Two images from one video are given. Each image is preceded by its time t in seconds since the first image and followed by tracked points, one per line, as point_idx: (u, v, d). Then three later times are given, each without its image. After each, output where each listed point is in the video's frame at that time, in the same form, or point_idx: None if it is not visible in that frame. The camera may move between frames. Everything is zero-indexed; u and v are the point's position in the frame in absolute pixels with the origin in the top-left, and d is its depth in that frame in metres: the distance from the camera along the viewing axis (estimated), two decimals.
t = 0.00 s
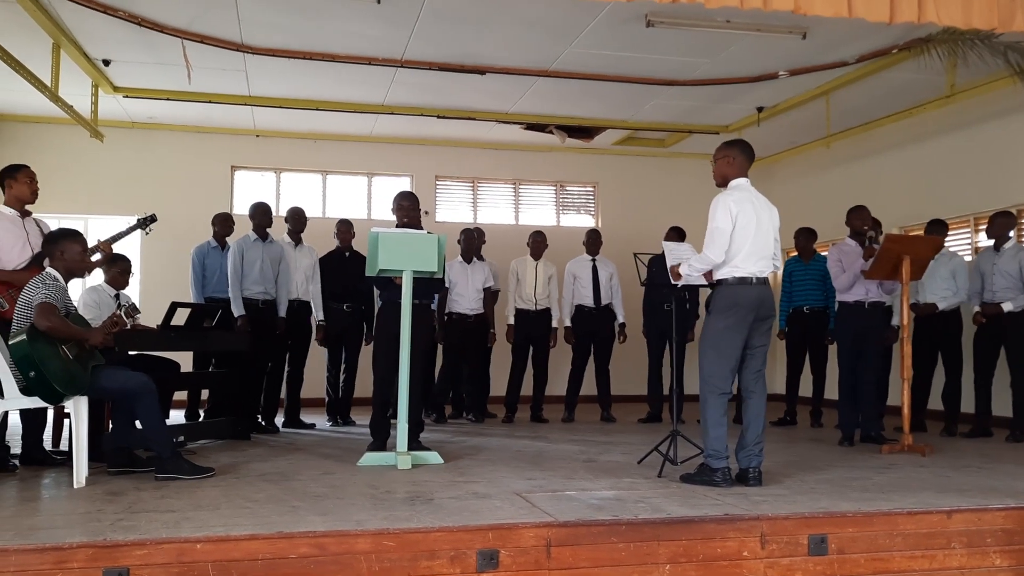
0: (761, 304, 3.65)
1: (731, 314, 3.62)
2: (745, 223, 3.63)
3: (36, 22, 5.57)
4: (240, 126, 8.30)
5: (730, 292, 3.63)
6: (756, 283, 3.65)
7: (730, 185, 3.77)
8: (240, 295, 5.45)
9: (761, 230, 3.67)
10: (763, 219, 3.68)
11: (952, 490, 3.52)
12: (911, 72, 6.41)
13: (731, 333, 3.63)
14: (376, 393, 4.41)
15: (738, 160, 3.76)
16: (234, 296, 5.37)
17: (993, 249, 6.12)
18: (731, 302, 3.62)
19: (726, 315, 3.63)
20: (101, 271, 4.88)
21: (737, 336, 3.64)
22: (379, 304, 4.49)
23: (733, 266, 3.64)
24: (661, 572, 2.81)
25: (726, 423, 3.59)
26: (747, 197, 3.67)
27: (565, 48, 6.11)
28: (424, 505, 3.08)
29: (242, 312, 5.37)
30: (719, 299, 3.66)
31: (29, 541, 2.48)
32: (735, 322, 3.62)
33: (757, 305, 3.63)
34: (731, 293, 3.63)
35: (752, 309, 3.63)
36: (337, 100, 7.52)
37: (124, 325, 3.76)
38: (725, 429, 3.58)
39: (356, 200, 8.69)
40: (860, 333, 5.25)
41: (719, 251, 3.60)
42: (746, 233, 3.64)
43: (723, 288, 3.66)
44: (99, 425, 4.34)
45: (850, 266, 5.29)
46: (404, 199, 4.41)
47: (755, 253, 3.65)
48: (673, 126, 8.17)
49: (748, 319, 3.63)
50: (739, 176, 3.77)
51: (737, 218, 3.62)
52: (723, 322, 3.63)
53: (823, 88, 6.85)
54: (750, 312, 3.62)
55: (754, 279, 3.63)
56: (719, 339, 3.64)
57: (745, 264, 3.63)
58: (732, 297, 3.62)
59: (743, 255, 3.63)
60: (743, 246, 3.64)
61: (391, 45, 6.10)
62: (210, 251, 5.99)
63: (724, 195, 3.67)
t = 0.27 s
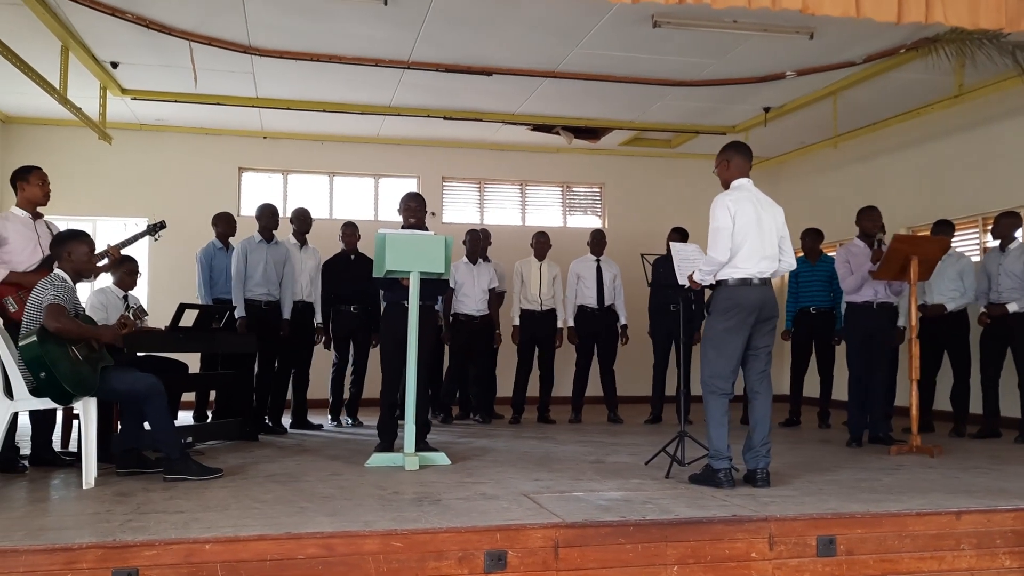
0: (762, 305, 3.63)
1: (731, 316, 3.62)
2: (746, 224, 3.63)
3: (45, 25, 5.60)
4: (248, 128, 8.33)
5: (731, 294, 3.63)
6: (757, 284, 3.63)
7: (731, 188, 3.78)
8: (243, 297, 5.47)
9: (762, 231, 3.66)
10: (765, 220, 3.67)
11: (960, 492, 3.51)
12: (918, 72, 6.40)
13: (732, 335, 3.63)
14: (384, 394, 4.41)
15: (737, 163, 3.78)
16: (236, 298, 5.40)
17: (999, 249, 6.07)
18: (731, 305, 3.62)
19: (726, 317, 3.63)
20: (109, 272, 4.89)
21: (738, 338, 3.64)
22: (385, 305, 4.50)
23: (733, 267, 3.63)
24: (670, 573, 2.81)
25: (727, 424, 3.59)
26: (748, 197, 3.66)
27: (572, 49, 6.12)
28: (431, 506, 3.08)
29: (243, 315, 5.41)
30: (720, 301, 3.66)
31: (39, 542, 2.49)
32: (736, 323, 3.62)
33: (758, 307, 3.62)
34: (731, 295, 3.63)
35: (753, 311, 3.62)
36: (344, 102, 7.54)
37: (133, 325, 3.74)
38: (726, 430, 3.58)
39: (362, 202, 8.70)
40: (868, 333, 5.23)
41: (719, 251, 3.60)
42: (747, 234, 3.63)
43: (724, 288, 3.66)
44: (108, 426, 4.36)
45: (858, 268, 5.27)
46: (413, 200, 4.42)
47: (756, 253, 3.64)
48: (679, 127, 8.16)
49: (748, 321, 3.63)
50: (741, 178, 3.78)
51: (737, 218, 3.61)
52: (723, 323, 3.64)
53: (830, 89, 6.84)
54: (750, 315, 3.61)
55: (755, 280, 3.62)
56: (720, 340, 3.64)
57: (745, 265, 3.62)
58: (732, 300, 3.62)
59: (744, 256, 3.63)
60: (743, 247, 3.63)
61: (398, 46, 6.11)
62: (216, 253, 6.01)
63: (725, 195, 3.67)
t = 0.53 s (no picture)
0: (754, 305, 3.62)
1: (723, 316, 3.62)
2: (736, 223, 3.64)
3: (54, 27, 5.62)
4: (255, 129, 8.34)
5: (723, 293, 3.64)
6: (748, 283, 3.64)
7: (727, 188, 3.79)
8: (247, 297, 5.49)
9: (754, 230, 3.66)
10: (757, 218, 3.67)
11: (969, 493, 3.49)
12: (927, 72, 6.38)
13: (726, 334, 3.63)
14: (391, 395, 4.41)
15: (731, 163, 3.78)
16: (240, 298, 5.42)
17: (1003, 249, 6.02)
18: (723, 304, 3.63)
19: (719, 318, 3.64)
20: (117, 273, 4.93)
21: (733, 337, 3.64)
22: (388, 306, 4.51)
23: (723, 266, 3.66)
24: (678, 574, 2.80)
25: (733, 424, 3.59)
26: (740, 196, 3.67)
27: (579, 49, 6.12)
28: (439, 506, 3.08)
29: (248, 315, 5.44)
30: (712, 301, 3.68)
31: (48, 542, 2.49)
32: (729, 323, 3.62)
33: (749, 307, 3.61)
34: (723, 294, 3.64)
35: (744, 311, 3.61)
36: (352, 103, 7.55)
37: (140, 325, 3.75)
38: (732, 431, 3.57)
39: (369, 203, 8.71)
40: (876, 333, 5.21)
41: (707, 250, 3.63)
42: (737, 233, 3.64)
43: (718, 288, 3.67)
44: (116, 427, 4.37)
45: (867, 268, 5.26)
46: (419, 202, 4.42)
47: (747, 252, 3.64)
48: (686, 127, 8.15)
49: (741, 320, 3.62)
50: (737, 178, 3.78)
51: (726, 217, 3.63)
52: (717, 324, 3.64)
53: (837, 89, 6.83)
54: (742, 315, 3.61)
55: (746, 279, 3.63)
56: (716, 340, 3.65)
57: (736, 264, 3.64)
58: (723, 299, 3.63)
59: (733, 255, 3.65)
60: (733, 246, 3.65)
61: (404, 47, 6.12)
62: (221, 254, 6.03)
63: (717, 194, 3.69)
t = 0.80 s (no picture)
0: (744, 305, 3.60)
1: (713, 316, 3.63)
2: (727, 223, 3.65)
3: (63, 28, 5.64)
4: (264, 129, 8.36)
5: (714, 292, 3.65)
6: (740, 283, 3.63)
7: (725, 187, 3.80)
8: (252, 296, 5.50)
9: (747, 230, 3.66)
10: (749, 218, 3.67)
11: (979, 493, 3.48)
12: (935, 70, 6.36)
13: (720, 334, 3.63)
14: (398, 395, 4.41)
15: (728, 164, 3.80)
16: (244, 296, 5.41)
17: (1006, 249, 5.98)
18: (714, 304, 3.64)
19: (711, 319, 3.65)
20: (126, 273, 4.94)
21: (726, 337, 3.63)
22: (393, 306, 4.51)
23: (715, 266, 3.66)
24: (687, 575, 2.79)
25: (737, 424, 3.57)
26: (733, 197, 3.68)
27: (587, 49, 6.11)
28: (448, 506, 3.08)
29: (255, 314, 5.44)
30: (705, 302, 3.69)
31: (58, 542, 2.50)
32: (722, 323, 3.62)
33: (738, 306, 3.60)
34: (714, 294, 3.65)
35: (734, 311, 3.60)
36: (360, 103, 7.56)
37: (150, 327, 3.75)
38: (737, 431, 3.55)
39: (377, 203, 8.72)
40: (887, 333, 5.17)
41: (697, 250, 3.66)
42: (727, 232, 3.64)
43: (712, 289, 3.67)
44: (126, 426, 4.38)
45: (876, 268, 5.29)
46: (424, 201, 4.42)
47: (739, 251, 3.63)
48: (694, 126, 8.13)
49: (732, 320, 3.62)
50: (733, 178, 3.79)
51: (716, 217, 3.65)
52: (710, 325, 3.65)
53: (845, 88, 6.81)
54: (732, 314, 3.60)
55: (737, 279, 3.62)
56: (711, 341, 3.65)
57: (727, 264, 3.63)
58: (713, 299, 3.64)
59: (724, 255, 3.65)
60: (725, 246, 3.65)
61: (412, 47, 6.12)
62: (225, 254, 6.03)
63: (710, 195, 3.71)
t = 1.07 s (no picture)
0: (738, 305, 3.60)
1: (710, 318, 3.66)
2: (721, 225, 3.67)
3: (72, 31, 5.66)
4: (272, 131, 8.38)
5: (709, 295, 3.68)
6: (734, 284, 3.63)
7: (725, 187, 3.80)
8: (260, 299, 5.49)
9: (742, 231, 3.65)
10: (744, 219, 3.67)
11: (989, 494, 3.46)
12: (945, 70, 6.35)
13: (718, 335, 3.65)
14: (405, 397, 4.40)
15: (728, 165, 3.80)
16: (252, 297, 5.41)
17: (1010, 250, 5.95)
18: (710, 307, 3.66)
19: (709, 321, 3.67)
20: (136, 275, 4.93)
21: (724, 338, 3.64)
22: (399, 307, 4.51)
23: (710, 268, 3.68)
24: None
25: (742, 424, 3.55)
26: (728, 198, 3.70)
27: (594, 49, 6.11)
28: (456, 507, 3.08)
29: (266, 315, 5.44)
30: (705, 304, 3.73)
31: (69, 543, 2.51)
32: (719, 324, 3.64)
33: (732, 306, 3.61)
34: (710, 296, 3.67)
35: (729, 311, 3.61)
36: (367, 105, 7.57)
37: (160, 327, 3.77)
38: (742, 432, 3.54)
39: (385, 204, 8.74)
40: (899, 332, 5.16)
41: (691, 253, 3.71)
42: (721, 234, 3.66)
43: (710, 291, 3.69)
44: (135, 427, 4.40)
45: (886, 268, 5.25)
46: (428, 202, 4.43)
47: (733, 253, 3.63)
48: (702, 127, 8.12)
49: (728, 320, 3.63)
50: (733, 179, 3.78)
51: (709, 220, 3.69)
52: (709, 326, 3.67)
53: (853, 88, 6.80)
54: (727, 314, 3.62)
55: (731, 280, 3.62)
56: (711, 342, 3.67)
57: (721, 265, 3.65)
58: (710, 301, 3.68)
59: (719, 256, 3.66)
60: (719, 247, 3.67)
61: (419, 48, 6.12)
62: (230, 255, 6.05)
63: (706, 198, 3.76)
